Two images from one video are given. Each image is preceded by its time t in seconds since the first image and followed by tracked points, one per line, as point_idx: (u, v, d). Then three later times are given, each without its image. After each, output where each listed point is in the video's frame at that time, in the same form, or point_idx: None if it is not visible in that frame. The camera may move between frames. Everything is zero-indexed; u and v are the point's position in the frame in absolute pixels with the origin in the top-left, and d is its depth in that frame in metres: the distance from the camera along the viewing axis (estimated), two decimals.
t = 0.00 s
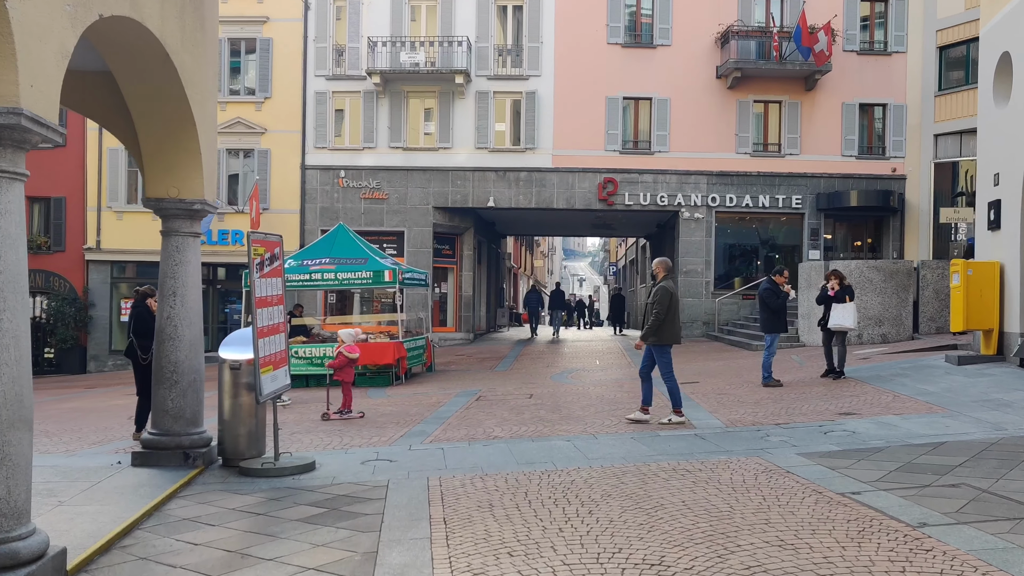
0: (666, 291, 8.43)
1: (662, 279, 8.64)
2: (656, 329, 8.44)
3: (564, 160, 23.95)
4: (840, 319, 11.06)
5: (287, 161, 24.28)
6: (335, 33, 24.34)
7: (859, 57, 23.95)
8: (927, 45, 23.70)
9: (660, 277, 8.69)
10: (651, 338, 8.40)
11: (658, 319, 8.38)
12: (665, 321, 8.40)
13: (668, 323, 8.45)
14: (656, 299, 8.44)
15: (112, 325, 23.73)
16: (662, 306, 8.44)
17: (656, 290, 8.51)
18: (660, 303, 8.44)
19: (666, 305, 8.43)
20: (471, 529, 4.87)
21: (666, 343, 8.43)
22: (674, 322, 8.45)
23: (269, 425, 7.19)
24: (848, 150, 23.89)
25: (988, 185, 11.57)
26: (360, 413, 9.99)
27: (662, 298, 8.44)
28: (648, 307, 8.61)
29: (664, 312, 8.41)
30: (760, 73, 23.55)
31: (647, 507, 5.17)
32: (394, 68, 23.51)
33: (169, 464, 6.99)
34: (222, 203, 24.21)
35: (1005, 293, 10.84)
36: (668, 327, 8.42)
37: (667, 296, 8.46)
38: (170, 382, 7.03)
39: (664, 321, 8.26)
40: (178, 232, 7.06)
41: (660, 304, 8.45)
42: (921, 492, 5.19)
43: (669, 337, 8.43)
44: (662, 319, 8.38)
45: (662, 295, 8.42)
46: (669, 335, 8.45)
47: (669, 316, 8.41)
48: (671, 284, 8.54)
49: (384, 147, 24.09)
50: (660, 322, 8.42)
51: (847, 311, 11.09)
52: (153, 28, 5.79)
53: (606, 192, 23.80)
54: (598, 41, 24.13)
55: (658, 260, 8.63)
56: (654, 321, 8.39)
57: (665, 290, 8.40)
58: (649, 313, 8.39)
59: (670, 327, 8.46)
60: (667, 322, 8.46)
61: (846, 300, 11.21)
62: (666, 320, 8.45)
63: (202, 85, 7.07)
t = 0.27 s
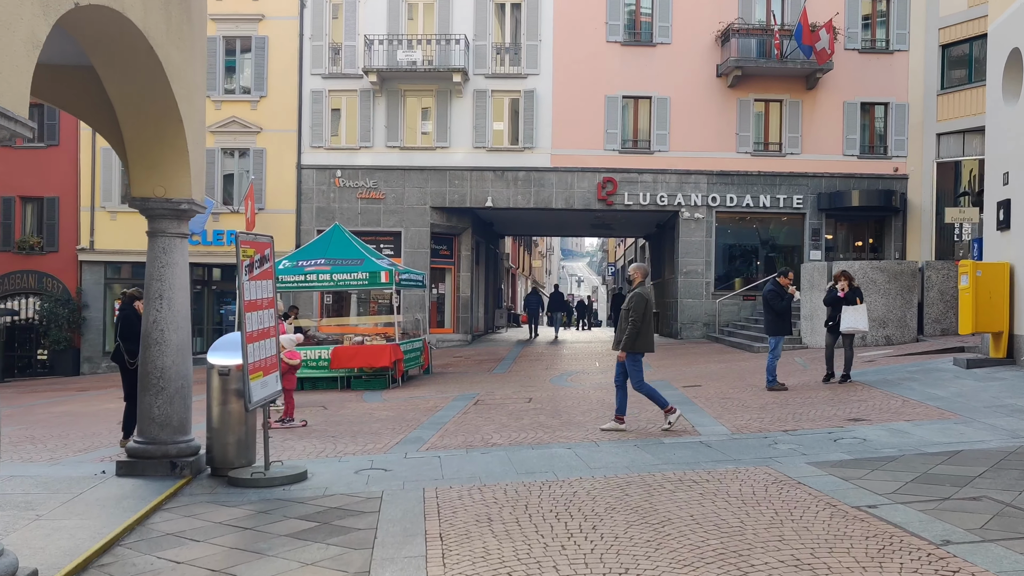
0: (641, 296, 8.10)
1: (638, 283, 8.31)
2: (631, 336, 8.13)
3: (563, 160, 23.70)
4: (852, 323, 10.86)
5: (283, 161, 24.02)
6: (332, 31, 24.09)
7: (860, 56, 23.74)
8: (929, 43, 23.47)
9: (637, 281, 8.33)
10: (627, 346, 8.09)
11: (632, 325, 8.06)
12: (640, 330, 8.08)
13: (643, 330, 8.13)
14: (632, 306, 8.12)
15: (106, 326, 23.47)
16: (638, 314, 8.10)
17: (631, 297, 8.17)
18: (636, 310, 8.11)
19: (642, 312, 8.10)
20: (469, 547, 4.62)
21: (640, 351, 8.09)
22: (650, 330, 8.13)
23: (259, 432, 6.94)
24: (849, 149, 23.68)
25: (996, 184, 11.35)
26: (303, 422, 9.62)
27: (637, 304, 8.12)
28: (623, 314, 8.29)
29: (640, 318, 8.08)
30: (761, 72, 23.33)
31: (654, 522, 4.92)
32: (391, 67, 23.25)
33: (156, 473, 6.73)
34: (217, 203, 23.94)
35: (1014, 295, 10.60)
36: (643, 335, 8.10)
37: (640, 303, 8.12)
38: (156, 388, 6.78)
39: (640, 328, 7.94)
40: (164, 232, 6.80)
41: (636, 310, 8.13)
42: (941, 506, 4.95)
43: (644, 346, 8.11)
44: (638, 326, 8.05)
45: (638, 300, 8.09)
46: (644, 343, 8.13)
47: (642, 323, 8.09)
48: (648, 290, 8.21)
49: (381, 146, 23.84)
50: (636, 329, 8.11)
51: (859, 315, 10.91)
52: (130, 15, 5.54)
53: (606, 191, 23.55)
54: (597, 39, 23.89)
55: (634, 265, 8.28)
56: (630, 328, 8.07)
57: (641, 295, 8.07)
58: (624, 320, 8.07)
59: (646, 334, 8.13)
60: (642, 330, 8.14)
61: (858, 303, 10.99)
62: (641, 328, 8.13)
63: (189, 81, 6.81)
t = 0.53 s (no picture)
0: (624, 292, 8.03)
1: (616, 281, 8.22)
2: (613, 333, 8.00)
3: (563, 157, 23.46)
4: (861, 324, 10.69)
5: (279, 158, 23.77)
6: (329, 28, 23.85)
7: (863, 53, 23.51)
8: (933, 39, 23.23)
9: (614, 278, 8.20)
10: (613, 343, 7.94)
11: (617, 322, 7.94)
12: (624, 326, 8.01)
13: (624, 327, 8.03)
14: (615, 301, 8.02)
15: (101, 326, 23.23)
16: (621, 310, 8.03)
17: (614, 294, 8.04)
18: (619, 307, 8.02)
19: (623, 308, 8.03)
20: (469, 557, 4.38)
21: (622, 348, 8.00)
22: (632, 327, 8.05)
23: (251, 435, 6.70)
24: (851, 147, 23.46)
25: (1006, 181, 11.13)
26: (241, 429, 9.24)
27: (620, 301, 8.03)
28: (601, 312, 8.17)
29: (623, 314, 7.99)
30: (762, 68, 23.11)
31: (662, 531, 4.69)
32: (389, 63, 23.00)
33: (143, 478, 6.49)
34: (214, 201, 23.70)
35: None
36: (626, 331, 8.01)
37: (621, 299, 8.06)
38: (144, 390, 6.53)
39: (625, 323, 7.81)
40: (152, 228, 6.55)
41: (617, 307, 8.03)
42: (964, 513, 4.72)
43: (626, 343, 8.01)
44: (623, 322, 7.95)
45: (622, 296, 8.01)
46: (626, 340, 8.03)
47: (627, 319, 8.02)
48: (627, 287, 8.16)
49: (379, 144, 23.59)
50: (618, 326, 8.00)
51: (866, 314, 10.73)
52: None
53: (606, 189, 23.30)
54: (598, 35, 23.65)
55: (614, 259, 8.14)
56: (615, 324, 7.95)
57: (625, 290, 8.00)
58: (609, 316, 7.93)
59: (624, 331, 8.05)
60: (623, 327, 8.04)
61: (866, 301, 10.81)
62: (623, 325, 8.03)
63: (178, 71, 6.57)
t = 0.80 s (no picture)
0: (597, 295, 7.79)
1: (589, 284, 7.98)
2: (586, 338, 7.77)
3: (562, 155, 23.21)
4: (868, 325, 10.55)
5: (276, 157, 23.52)
6: (326, 25, 23.59)
7: (866, 50, 23.29)
8: (936, 37, 23.02)
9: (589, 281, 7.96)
10: (585, 349, 7.71)
11: (590, 326, 7.71)
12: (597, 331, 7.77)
13: (597, 332, 7.80)
14: (586, 305, 7.79)
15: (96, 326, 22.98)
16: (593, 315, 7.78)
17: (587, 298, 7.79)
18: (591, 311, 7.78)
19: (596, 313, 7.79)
20: (467, 572, 4.14)
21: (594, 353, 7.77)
22: (605, 332, 7.81)
23: (241, 440, 6.45)
24: (854, 145, 23.25)
25: (1017, 178, 10.90)
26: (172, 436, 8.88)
27: (592, 304, 7.80)
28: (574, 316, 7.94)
29: (595, 318, 7.76)
30: (764, 66, 22.87)
31: (671, 544, 4.45)
32: (386, 61, 22.75)
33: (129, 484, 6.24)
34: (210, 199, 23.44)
35: None
36: (598, 336, 7.77)
37: (593, 303, 7.81)
38: (129, 393, 6.29)
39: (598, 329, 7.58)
40: (138, 225, 6.31)
41: (590, 311, 7.80)
42: (989, 525, 4.49)
43: (599, 348, 7.78)
44: (595, 327, 7.71)
45: (594, 299, 7.78)
46: (599, 345, 7.80)
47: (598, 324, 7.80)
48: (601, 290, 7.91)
49: (377, 142, 23.34)
50: (591, 331, 7.76)
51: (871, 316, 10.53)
52: None
53: (606, 188, 23.06)
54: (598, 32, 23.41)
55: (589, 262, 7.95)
56: (587, 328, 7.72)
57: (598, 293, 7.76)
58: (580, 321, 7.70)
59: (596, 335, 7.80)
60: (596, 332, 7.81)
61: (870, 303, 10.65)
62: (595, 329, 7.80)
63: (166, 64, 6.33)
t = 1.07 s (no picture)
0: (561, 291, 7.47)
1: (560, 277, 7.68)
2: (550, 335, 7.50)
3: (561, 153, 22.96)
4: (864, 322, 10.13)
5: (271, 154, 23.27)
6: (322, 20, 23.33)
7: (867, 46, 23.06)
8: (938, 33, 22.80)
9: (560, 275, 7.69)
10: (546, 345, 7.46)
11: (551, 323, 7.44)
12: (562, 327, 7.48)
13: (562, 329, 7.51)
14: (550, 301, 7.50)
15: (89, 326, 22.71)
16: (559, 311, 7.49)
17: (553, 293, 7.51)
18: (557, 307, 7.49)
19: (563, 309, 7.49)
20: None
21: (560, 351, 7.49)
22: (571, 329, 7.50)
23: (228, 442, 6.20)
24: (855, 142, 23.01)
25: None
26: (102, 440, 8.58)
27: (557, 300, 7.49)
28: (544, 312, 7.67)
29: (558, 315, 7.46)
30: (764, 62, 22.64)
31: (677, 553, 4.21)
32: (383, 57, 22.49)
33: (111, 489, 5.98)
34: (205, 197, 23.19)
35: None
36: (562, 333, 7.48)
37: (561, 298, 7.49)
38: (110, 394, 6.02)
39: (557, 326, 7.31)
40: (120, 218, 6.06)
41: (555, 307, 7.50)
42: (1012, 533, 4.24)
43: (563, 345, 7.49)
44: (556, 324, 7.42)
45: (558, 295, 7.48)
46: (564, 343, 7.51)
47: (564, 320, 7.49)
48: (571, 285, 7.59)
49: (373, 139, 23.09)
50: (555, 327, 7.48)
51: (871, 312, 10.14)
52: None
53: (605, 185, 22.84)
54: (597, 28, 23.16)
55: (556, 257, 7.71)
56: (549, 325, 7.44)
57: (561, 289, 7.44)
58: (541, 317, 7.44)
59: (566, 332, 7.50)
60: (561, 329, 7.52)
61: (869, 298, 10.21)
62: (561, 326, 7.51)
63: (146, 47, 6.04)
